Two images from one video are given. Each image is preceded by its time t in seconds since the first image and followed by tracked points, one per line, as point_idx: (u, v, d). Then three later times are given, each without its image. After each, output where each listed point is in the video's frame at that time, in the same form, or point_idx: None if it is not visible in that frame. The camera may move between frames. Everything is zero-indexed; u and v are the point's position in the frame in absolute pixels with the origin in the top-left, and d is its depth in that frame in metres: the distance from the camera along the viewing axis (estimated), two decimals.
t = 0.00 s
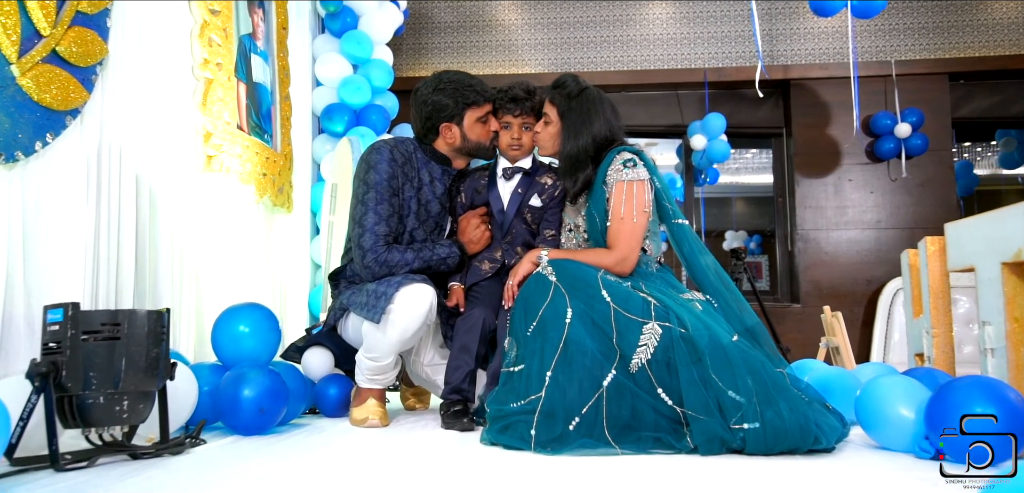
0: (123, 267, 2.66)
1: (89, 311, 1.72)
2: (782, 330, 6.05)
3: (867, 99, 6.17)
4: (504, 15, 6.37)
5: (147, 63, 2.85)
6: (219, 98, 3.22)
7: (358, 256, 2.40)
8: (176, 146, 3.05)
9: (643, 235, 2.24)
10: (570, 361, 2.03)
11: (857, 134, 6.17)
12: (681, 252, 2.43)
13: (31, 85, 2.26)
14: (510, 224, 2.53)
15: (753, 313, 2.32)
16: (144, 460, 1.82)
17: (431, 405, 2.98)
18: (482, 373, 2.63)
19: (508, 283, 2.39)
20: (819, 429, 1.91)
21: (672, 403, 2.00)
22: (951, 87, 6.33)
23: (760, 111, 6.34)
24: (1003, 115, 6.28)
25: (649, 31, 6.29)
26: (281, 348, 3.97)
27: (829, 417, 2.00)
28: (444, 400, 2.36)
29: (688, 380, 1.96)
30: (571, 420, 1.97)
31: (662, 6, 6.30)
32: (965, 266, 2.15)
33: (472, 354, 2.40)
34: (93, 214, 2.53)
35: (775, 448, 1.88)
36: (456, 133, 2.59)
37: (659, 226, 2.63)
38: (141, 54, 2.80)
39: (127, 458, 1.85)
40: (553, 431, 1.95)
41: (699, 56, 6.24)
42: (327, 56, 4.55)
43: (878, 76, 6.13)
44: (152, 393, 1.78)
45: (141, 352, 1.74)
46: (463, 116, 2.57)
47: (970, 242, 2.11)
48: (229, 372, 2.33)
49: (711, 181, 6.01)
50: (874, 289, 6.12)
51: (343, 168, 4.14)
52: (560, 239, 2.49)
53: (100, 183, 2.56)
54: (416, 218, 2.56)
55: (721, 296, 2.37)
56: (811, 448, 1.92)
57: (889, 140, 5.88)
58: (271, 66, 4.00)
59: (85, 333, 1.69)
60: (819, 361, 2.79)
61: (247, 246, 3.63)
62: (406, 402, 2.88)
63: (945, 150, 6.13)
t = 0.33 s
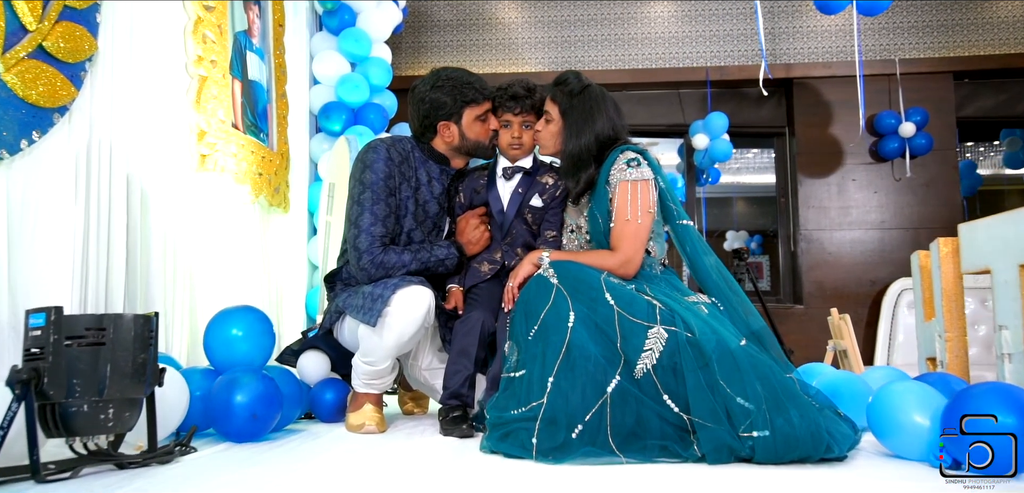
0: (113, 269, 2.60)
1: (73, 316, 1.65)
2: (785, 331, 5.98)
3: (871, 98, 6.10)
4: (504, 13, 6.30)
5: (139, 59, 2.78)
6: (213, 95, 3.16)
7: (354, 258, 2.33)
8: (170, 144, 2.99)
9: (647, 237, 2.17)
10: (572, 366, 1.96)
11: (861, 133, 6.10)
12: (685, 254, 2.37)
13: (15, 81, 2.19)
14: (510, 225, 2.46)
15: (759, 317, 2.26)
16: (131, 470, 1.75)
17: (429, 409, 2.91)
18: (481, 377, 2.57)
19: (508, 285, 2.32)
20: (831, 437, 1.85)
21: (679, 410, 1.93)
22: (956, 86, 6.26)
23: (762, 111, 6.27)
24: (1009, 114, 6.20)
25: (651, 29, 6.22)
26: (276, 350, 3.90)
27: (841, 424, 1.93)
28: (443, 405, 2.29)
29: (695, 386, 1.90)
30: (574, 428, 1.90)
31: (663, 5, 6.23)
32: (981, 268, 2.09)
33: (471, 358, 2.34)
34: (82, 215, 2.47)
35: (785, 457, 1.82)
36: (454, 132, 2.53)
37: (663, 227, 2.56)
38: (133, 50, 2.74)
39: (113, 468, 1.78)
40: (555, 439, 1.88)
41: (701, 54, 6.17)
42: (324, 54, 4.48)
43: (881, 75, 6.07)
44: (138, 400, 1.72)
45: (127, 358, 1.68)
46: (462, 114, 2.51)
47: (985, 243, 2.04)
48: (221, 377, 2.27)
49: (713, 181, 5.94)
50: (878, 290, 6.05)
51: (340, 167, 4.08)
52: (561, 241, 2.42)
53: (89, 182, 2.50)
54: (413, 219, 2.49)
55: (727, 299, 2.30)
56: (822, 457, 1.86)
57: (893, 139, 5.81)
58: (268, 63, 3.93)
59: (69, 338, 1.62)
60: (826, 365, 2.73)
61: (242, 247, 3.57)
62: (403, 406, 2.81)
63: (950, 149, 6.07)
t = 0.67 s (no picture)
0: (103, 270, 2.54)
1: (54, 319, 1.58)
2: (788, 332, 5.91)
3: (874, 97, 6.03)
4: (503, 11, 6.23)
5: (129, 55, 2.72)
6: (207, 92, 3.09)
7: (349, 259, 2.26)
8: (161, 142, 2.92)
9: (652, 237, 2.10)
10: (574, 371, 1.89)
11: (864, 132, 6.03)
12: (691, 254, 2.30)
13: None
14: (511, 225, 2.40)
15: (766, 319, 2.19)
16: (116, 481, 1.69)
17: (427, 414, 2.84)
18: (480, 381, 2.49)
19: (509, 286, 2.25)
20: (845, 445, 1.77)
21: (685, 417, 1.86)
22: (961, 84, 6.19)
23: (764, 109, 6.21)
24: (1014, 113, 6.14)
25: (652, 27, 6.15)
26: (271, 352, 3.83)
27: (855, 431, 1.86)
28: (441, 411, 2.21)
29: (702, 392, 1.83)
30: (577, 435, 1.83)
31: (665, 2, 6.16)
32: (998, 270, 2.03)
33: (470, 362, 2.26)
34: (71, 213, 2.42)
35: (795, 466, 1.75)
36: (451, 129, 2.46)
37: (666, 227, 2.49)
38: (123, 45, 2.67)
39: (97, 478, 1.71)
40: (558, 447, 1.81)
41: (703, 53, 6.11)
42: (321, 51, 4.42)
43: (886, 73, 6.00)
44: (124, 406, 1.65)
45: (111, 363, 1.61)
46: (460, 111, 2.44)
47: (1002, 244, 1.98)
48: (212, 381, 2.20)
49: (715, 180, 5.87)
50: (881, 290, 5.98)
51: (337, 165, 4.01)
52: (562, 241, 2.35)
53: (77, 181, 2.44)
54: (410, 219, 2.42)
55: (733, 301, 2.23)
56: (835, 465, 1.78)
57: (896, 138, 5.74)
58: (263, 60, 3.86)
59: (50, 343, 1.55)
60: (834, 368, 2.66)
61: (237, 247, 3.49)
62: (401, 411, 2.74)
63: (955, 148, 6.00)
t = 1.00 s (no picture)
0: (91, 271, 2.47)
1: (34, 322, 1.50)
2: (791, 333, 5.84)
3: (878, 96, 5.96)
4: (503, 8, 6.16)
5: (119, 49, 2.65)
6: (200, 88, 3.02)
7: (345, 259, 2.18)
8: (152, 139, 2.85)
9: (658, 237, 2.03)
10: (578, 376, 1.82)
11: (868, 131, 5.96)
12: (697, 255, 2.23)
13: None
14: (511, 225, 2.33)
15: (775, 321, 2.12)
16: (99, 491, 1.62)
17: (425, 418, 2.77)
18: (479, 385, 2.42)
19: (509, 287, 2.19)
20: (860, 453, 1.70)
21: (694, 423, 1.79)
22: (966, 83, 6.13)
23: (767, 108, 6.15)
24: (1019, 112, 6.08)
25: (654, 25, 6.07)
26: (266, 354, 3.76)
27: (870, 438, 1.78)
28: (440, 416, 2.14)
29: (711, 397, 1.76)
30: (581, 442, 1.76)
31: None
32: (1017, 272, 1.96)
33: (470, 365, 2.18)
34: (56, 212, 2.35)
35: (808, 474, 1.67)
36: (450, 126, 2.38)
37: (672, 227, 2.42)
38: (113, 39, 2.61)
39: (80, 488, 1.64)
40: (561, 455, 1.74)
41: (705, 51, 6.03)
42: (319, 48, 4.35)
43: (890, 71, 5.92)
44: (108, 413, 1.58)
45: (94, 368, 1.54)
46: (459, 107, 2.37)
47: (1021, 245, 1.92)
48: (203, 385, 2.12)
49: (717, 179, 5.80)
50: (886, 291, 5.91)
51: (334, 163, 3.95)
52: (565, 241, 2.27)
53: (63, 178, 2.38)
54: (408, 218, 2.35)
55: (740, 302, 2.16)
56: (851, 474, 1.71)
57: (901, 138, 5.66)
58: (259, 57, 3.79)
59: (28, 347, 1.47)
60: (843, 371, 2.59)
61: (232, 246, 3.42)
62: (399, 415, 2.67)
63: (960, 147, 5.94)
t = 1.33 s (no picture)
0: (78, 272, 2.39)
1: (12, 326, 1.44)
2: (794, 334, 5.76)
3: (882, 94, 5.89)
4: (504, 5, 6.09)
5: (107, 42, 2.57)
6: (193, 84, 2.93)
7: (340, 260, 2.11)
8: (142, 136, 2.77)
9: (663, 237, 1.96)
10: (581, 381, 1.74)
11: (872, 129, 5.89)
12: (703, 254, 2.15)
13: None
14: (511, 224, 2.25)
15: (783, 324, 2.05)
16: None
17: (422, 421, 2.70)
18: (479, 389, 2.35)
19: (509, 289, 2.11)
20: (876, 462, 1.63)
21: (702, 430, 1.72)
22: (971, 81, 6.06)
23: (770, 106, 6.07)
24: None
25: (656, 22, 6.00)
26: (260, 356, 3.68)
27: (886, 446, 1.71)
28: (438, 420, 2.07)
29: (720, 403, 1.69)
30: (585, 451, 1.68)
31: None
32: None
33: (469, 368, 2.11)
34: (41, 211, 2.27)
35: (823, 484, 1.60)
36: (447, 121, 2.31)
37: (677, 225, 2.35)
38: (101, 33, 2.53)
39: None
40: (564, 464, 1.66)
41: (707, 48, 5.96)
42: (316, 44, 4.28)
43: (894, 69, 5.85)
44: (90, 422, 1.50)
45: (75, 374, 1.47)
46: (457, 102, 2.30)
47: None
48: (192, 390, 2.05)
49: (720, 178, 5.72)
50: (890, 291, 5.84)
51: (331, 162, 3.88)
52: (566, 241, 2.21)
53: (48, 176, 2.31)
54: (405, 217, 2.27)
55: (746, 303, 2.08)
56: (866, 483, 1.63)
57: (906, 136, 5.56)
58: (254, 53, 3.71)
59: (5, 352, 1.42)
60: (852, 374, 2.52)
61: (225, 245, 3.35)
62: (396, 419, 2.60)
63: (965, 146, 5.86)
